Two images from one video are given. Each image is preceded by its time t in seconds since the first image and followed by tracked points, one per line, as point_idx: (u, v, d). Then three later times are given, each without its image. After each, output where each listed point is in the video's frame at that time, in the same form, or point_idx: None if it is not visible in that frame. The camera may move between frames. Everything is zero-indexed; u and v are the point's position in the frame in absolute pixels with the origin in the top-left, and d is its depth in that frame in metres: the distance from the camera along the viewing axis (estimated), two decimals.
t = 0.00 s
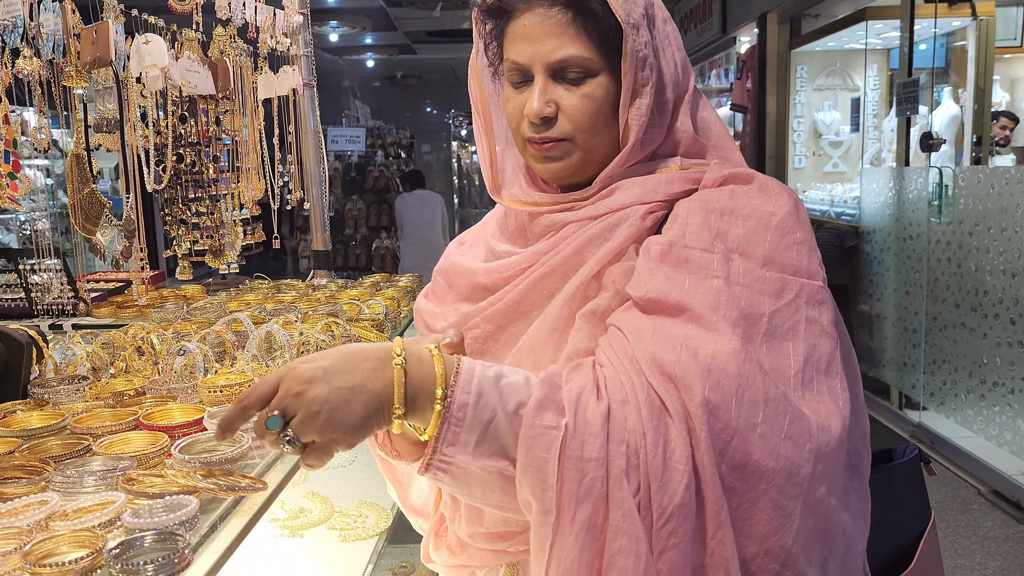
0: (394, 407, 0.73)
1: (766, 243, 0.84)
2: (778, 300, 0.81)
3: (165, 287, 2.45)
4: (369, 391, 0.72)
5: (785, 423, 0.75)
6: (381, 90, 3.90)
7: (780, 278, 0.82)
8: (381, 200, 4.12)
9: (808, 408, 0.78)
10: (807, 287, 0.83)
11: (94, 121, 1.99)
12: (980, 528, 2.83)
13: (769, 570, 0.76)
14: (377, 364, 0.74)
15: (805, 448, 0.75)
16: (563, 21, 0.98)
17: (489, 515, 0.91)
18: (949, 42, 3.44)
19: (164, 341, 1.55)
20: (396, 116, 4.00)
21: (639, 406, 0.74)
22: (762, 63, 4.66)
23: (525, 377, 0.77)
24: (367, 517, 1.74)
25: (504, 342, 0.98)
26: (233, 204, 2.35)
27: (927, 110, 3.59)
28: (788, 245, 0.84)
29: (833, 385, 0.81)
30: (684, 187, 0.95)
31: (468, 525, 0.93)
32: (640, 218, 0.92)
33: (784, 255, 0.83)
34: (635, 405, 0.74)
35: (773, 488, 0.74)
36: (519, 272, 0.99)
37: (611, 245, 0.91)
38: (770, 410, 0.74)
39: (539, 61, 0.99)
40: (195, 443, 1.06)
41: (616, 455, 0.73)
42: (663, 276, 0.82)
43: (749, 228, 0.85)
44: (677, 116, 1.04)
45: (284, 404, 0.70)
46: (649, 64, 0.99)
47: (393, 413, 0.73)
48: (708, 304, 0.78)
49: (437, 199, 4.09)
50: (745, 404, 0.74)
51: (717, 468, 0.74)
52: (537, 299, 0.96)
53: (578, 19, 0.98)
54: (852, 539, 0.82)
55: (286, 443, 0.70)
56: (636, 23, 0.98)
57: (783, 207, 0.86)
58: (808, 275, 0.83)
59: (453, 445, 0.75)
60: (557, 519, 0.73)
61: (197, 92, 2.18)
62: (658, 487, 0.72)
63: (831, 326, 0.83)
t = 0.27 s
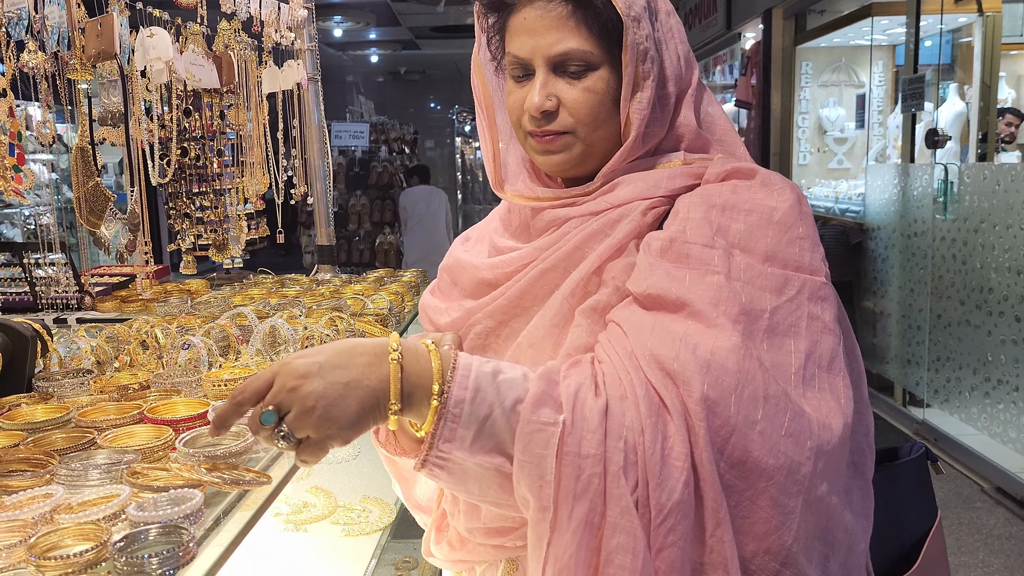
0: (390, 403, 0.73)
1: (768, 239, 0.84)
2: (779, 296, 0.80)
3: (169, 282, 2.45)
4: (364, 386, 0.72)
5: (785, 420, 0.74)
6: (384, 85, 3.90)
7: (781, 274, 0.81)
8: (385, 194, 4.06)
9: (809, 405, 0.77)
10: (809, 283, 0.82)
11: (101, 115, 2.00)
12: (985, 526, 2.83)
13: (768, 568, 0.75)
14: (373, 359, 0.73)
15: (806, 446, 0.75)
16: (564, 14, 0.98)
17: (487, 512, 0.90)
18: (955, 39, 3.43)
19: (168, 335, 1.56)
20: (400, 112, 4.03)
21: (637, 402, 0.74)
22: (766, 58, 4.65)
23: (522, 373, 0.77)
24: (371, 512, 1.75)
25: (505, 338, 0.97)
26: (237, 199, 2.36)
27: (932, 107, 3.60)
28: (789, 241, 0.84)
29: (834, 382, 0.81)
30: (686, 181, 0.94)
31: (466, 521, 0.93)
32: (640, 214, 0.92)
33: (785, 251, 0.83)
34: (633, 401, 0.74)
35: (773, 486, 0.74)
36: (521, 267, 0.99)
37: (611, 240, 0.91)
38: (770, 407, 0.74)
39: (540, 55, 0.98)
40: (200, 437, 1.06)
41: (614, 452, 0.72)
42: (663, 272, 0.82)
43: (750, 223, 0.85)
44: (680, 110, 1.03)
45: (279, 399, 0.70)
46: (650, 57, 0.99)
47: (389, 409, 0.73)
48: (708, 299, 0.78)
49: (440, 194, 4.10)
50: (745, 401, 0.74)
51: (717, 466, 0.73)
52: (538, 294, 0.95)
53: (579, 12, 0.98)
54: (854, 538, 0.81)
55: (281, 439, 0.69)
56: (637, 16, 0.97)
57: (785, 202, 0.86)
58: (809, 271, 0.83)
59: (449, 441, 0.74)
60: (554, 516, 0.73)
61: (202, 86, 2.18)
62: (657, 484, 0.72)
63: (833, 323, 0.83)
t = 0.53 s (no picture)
0: (388, 395, 0.73)
1: (770, 236, 0.83)
2: (782, 294, 0.80)
3: (171, 277, 2.45)
4: (363, 376, 0.72)
5: (784, 419, 0.74)
6: (387, 82, 3.92)
7: (784, 272, 0.81)
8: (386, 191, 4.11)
9: (809, 404, 0.77)
10: (812, 280, 0.82)
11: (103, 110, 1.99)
12: (986, 524, 2.83)
13: (766, 569, 0.75)
14: (372, 349, 0.73)
15: (805, 445, 0.74)
16: (567, 10, 0.97)
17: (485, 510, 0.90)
18: (957, 37, 3.41)
19: (170, 331, 1.55)
20: (401, 108, 4.02)
21: (634, 401, 0.73)
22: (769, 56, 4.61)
23: (520, 369, 0.76)
24: (372, 508, 1.75)
25: (506, 334, 0.97)
26: (238, 194, 2.36)
27: (935, 104, 3.59)
28: (792, 238, 0.83)
29: (835, 381, 0.80)
30: (689, 178, 0.94)
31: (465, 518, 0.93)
32: (643, 210, 0.91)
33: (788, 249, 0.83)
34: (629, 400, 0.74)
35: (771, 485, 0.74)
36: (522, 264, 0.98)
37: (613, 237, 0.90)
38: (769, 406, 0.73)
39: (542, 51, 0.97)
40: (201, 432, 1.06)
41: (609, 451, 0.72)
42: (665, 269, 0.81)
43: (753, 220, 0.84)
44: (684, 106, 1.03)
45: (278, 388, 0.70)
46: (654, 53, 0.98)
47: (387, 400, 0.72)
48: (709, 297, 0.77)
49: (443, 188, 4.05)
50: (743, 400, 0.73)
51: (714, 465, 0.73)
52: (539, 291, 0.95)
53: (581, 8, 0.97)
54: (856, 539, 0.80)
55: (279, 427, 0.69)
56: (640, 12, 0.97)
57: (788, 199, 0.86)
58: (813, 268, 0.83)
59: (445, 436, 0.74)
60: (548, 513, 0.73)
61: (204, 81, 2.17)
62: (652, 483, 0.71)
63: (836, 321, 0.82)
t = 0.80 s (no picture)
0: (391, 393, 0.72)
1: (775, 236, 0.83)
2: (786, 294, 0.79)
3: (172, 275, 2.45)
4: (366, 373, 0.71)
5: (785, 424, 0.73)
6: (388, 80, 3.90)
7: (790, 273, 0.80)
8: (389, 189, 4.06)
9: (812, 407, 0.76)
10: (817, 281, 0.81)
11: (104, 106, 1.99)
12: (988, 524, 2.82)
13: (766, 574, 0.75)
14: (376, 347, 0.73)
15: (806, 450, 0.74)
16: (573, 10, 0.96)
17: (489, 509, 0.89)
18: (960, 36, 3.41)
19: (171, 328, 1.55)
20: (403, 106, 4.01)
21: (633, 405, 0.73)
22: (772, 55, 4.57)
23: (521, 371, 0.76)
24: (374, 507, 1.76)
25: (509, 333, 0.97)
26: (240, 191, 2.35)
27: (938, 104, 3.58)
28: (797, 237, 0.83)
29: (839, 385, 0.79)
30: (694, 177, 0.93)
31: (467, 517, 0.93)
32: (647, 209, 0.91)
33: (792, 249, 0.82)
34: (628, 404, 0.73)
35: (771, 490, 0.73)
36: (525, 262, 0.98)
37: (618, 236, 0.90)
38: (770, 410, 0.73)
39: (547, 51, 0.97)
40: (202, 431, 1.06)
41: (607, 456, 0.71)
42: (668, 269, 0.81)
43: (758, 220, 0.84)
44: (689, 104, 1.02)
45: (282, 384, 0.69)
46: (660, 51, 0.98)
47: (389, 398, 0.72)
48: (712, 298, 0.77)
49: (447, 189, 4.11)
50: (744, 405, 0.73)
51: (714, 470, 0.73)
52: (542, 289, 0.94)
53: (587, 8, 0.96)
54: (857, 544, 0.79)
55: (282, 423, 0.68)
56: (646, 11, 0.96)
57: (793, 199, 0.85)
58: (818, 269, 0.82)
59: (445, 437, 0.74)
60: (545, 517, 0.73)
61: (206, 79, 2.16)
62: (650, 488, 0.71)
63: (842, 321, 0.81)
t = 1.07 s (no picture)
0: (397, 391, 0.73)
1: (780, 236, 0.82)
2: (790, 295, 0.79)
3: (174, 274, 2.45)
4: (373, 372, 0.73)
5: (789, 427, 0.73)
6: (389, 79, 3.91)
7: (793, 273, 0.80)
8: (390, 188, 4.07)
9: (816, 410, 0.76)
10: (821, 282, 0.80)
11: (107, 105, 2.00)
12: (990, 525, 2.81)
13: None
14: (382, 346, 0.74)
15: (810, 453, 0.73)
16: (579, 12, 0.96)
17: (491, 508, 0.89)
18: (963, 37, 3.40)
19: (173, 328, 1.55)
20: (404, 106, 4.00)
21: (636, 409, 0.73)
22: (774, 56, 4.59)
23: (526, 372, 0.76)
24: (375, 506, 1.75)
25: (513, 332, 0.96)
26: (242, 192, 2.34)
27: (941, 104, 3.57)
28: (802, 238, 0.82)
29: (844, 388, 0.79)
30: (698, 177, 0.93)
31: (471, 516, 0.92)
32: (651, 209, 0.90)
33: (797, 250, 0.82)
34: (632, 407, 0.73)
35: (774, 494, 0.73)
36: (529, 261, 0.98)
37: (621, 235, 0.90)
38: (773, 413, 0.72)
39: (553, 53, 0.97)
40: (204, 431, 1.06)
41: (609, 459, 0.71)
42: (672, 270, 0.81)
43: (762, 221, 0.84)
44: (695, 105, 1.02)
45: (290, 384, 0.71)
46: (667, 53, 0.97)
47: (395, 396, 0.73)
48: (715, 299, 0.77)
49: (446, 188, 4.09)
50: (747, 408, 0.72)
51: (716, 473, 0.72)
52: (546, 289, 0.94)
53: (593, 10, 0.96)
54: (861, 546, 0.79)
55: (290, 421, 0.70)
56: (653, 12, 0.96)
57: (797, 200, 0.85)
58: (822, 270, 0.82)
59: (450, 437, 0.74)
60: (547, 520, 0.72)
61: (208, 78, 2.16)
62: (652, 492, 0.71)
63: (846, 322, 0.81)
